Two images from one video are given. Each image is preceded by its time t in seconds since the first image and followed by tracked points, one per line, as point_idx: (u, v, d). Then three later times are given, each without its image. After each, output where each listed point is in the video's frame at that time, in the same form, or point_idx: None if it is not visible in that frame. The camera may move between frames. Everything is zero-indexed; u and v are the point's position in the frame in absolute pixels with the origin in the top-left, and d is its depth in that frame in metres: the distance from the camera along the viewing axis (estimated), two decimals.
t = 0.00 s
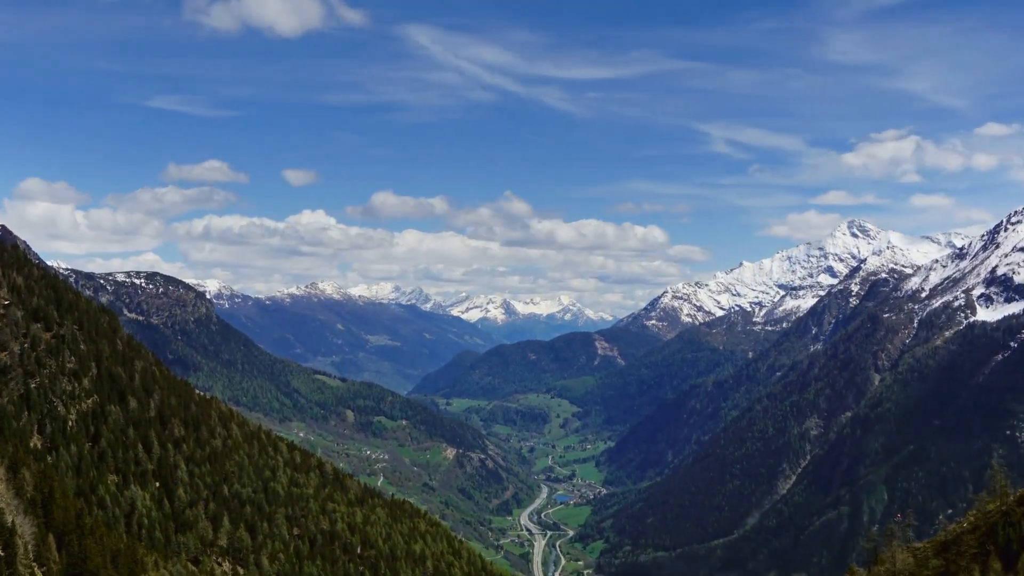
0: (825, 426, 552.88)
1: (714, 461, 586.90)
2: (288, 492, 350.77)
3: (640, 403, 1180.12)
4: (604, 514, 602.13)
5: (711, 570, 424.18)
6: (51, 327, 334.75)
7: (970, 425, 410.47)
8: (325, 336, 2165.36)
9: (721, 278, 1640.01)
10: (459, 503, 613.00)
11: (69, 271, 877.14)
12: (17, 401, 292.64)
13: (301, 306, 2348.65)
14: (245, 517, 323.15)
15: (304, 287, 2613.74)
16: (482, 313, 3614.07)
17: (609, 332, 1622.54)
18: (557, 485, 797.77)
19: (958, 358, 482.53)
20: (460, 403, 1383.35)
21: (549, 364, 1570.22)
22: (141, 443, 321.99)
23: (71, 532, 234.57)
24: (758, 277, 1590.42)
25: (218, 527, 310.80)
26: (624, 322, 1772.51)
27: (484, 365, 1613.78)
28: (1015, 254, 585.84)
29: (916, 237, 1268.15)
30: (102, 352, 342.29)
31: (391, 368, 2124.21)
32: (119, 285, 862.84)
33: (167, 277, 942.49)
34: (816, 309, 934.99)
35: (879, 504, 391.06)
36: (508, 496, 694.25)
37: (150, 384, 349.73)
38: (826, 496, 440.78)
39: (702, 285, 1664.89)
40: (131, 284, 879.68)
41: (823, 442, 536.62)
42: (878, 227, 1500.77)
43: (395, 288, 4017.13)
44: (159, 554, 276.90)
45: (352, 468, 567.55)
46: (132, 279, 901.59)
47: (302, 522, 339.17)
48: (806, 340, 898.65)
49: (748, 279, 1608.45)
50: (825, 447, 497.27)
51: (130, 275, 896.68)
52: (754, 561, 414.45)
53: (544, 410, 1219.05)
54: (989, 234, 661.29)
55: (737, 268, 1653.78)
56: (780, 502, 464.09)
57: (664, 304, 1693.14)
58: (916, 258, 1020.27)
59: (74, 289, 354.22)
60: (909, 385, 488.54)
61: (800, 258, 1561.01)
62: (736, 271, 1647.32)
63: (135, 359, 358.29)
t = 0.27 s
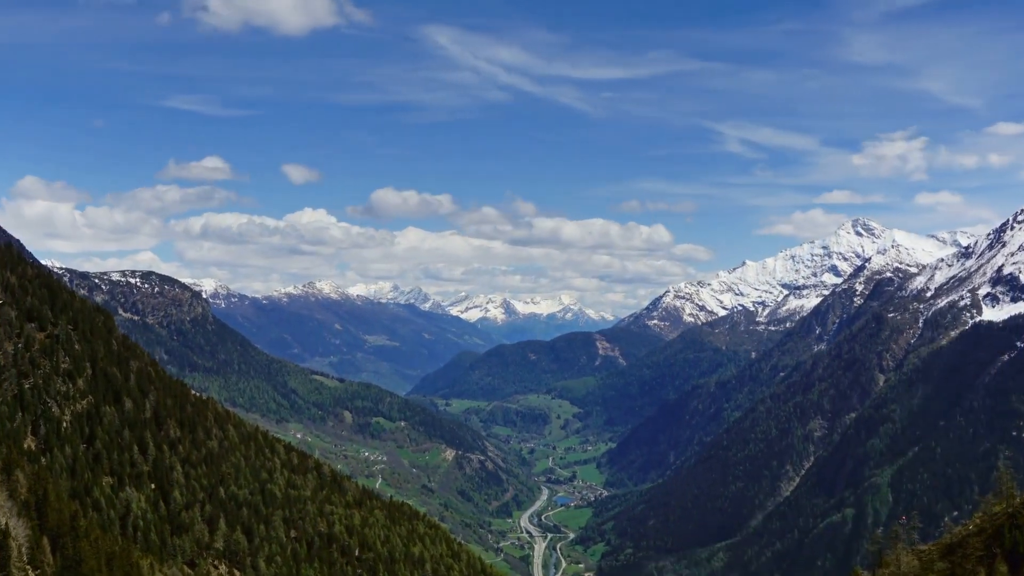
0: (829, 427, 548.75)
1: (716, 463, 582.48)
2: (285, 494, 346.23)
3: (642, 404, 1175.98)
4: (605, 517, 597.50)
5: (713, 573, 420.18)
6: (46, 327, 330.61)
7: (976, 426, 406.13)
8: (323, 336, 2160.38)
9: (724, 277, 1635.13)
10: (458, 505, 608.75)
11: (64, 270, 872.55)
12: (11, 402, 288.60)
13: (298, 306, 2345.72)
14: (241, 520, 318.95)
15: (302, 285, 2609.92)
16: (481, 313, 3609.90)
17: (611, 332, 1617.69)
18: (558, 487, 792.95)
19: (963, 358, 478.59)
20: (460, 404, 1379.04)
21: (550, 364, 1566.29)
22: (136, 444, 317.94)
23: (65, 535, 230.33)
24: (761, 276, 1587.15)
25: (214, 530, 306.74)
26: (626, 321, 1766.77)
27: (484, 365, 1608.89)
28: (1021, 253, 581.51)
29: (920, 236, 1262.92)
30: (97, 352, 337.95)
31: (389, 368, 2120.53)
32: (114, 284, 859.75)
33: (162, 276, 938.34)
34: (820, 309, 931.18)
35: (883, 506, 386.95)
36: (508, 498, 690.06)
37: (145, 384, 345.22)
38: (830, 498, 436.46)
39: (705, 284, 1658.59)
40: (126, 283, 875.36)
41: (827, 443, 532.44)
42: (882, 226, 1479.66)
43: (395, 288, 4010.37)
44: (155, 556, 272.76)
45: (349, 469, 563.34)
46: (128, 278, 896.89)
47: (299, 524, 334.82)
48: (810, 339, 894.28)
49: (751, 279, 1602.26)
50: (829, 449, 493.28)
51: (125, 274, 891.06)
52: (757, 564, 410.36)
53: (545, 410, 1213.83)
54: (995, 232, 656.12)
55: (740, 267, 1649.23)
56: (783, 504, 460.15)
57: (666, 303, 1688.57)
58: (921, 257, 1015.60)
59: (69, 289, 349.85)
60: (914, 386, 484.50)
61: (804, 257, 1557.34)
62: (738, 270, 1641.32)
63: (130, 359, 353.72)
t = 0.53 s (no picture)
0: (833, 428, 544.81)
1: (719, 465, 578.22)
2: (282, 496, 341.67)
3: (644, 404, 1171.66)
4: (607, 519, 593.12)
5: None
6: (40, 327, 326.35)
7: (982, 428, 401.78)
8: (320, 336, 2155.74)
9: (726, 276, 1630.47)
10: (458, 508, 604.16)
11: (57, 270, 866.40)
12: (4, 403, 284.52)
13: (296, 306, 2341.63)
14: (238, 522, 314.76)
15: (300, 285, 2605.41)
16: (481, 313, 3605.66)
17: (612, 332, 1612.54)
18: (558, 489, 788.14)
19: (970, 359, 474.76)
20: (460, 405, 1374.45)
21: (550, 364, 1561.89)
22: (132, 446, 313.85)
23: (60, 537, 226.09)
24: (764, 275, 1583.47)
25: (210, 533, 302.58)
26: (627, 321, 1761.03)
27: (484, 366, 1603.94)
28: None
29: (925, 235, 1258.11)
30: (92, 352, 333.64)
31: (388, 368, 2116.01)
32: (109, 284, 856.46)
33: (158, 275, 932.90)
34: (824, 308, 926.86)
35: (888, 509, 382.86)
36: (508, 500, 685.91)
37: (140, 385, 340.69)
38: (834, 500, 432.45)
39: (707, 284, 1653.50)
40: (121, 282, 869.81)
41: (831, 445, 528.25)
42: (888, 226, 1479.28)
43: (395, 287, 4004.17)
44: (150, 559, 268.76)
45: (347, 471, 559.09)
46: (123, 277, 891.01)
47: (296, 526, 330.53)
48: (814, 339, 890.00)
49: (753, 278, 1597.20)
50: (833, 450, 489.23)
51: (120, 274, 885.61)
52: (761, 567, 406.26)
53: (545, 411, 1208.71)
54: (1001, 231, 651.17)
55: (742, 266, 1645.20)
56: (787, 506, 456.14)
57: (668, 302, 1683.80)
58: (926, 257, 1011.69)
59: (63, 288, 345.41)
60: (919, 387, 480.28)
61: (807, 256, 1554.08)
62: (741, 269, 1637.06)
63: (126, 360, 349.37)
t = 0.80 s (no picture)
0: (837, 429, 540.94)
1: (721, 466, 574.36)
2: (279, 498, 337.50)
3: (646, 405, 1167.33)
4: (608, 521, 588.87)
5: None
6: (34, 327, 322.07)
7: (988, 429, 397.90)
8: (318, 336, 2151.17)
9: (729, 276, 1625.72)
10: (457, 510, 600.43)
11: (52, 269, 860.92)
12: None
13: (293, 306, 2338.89)
14: (235, 524, 310.82)
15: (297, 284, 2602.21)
16: (480, 313, 3602.64)
17: (614, 331, 1607.69)
18: (559, 491, 783.98)
19: (976, 359, 471.02)
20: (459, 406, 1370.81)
21: (551, 364, 1557.98)
22: (127, 447, 309.94)
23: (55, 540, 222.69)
24: (767, 274, 1579.88)
25: (207, 535, 298.83)
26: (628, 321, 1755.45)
27: (483, 366, 1600.15)
28: None
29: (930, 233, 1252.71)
30: (87, 352, 329.10)
31: (386, 368, 2112.55)
32: (104, 283, 849.61)
33: (154, 274, 927.65)
34: (828, 308, 923.23)
35: (893, 511, 378.86)
36: (508, 502, 681.98)
37: (136, 385, 336.17)
38: (838, 502, 428.49)
39: (709, 283, 1648.35)
40: (117, 281, 864.58)
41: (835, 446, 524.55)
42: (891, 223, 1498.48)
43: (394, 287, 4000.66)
44: (146, 562, 265.20)
45: (345, 473, 554.87)
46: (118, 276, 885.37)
47: (294, 528, 326.51)
48: (818, 339, 886.13)
49: (756, 277, 1592.43)
50: (837, 451, 485.70)
51: (115, 272, 878.15)
52: (763, 570, 402.67)
53: (545, 412, 1204.10)
54: (1007, 229, 646.92)
55: (745, 266, 1640.99)
56: (790, 508, 452.50)
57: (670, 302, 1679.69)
58: (931, 255, 1007.82)
59: (57, 287, 340.94)
60: (925, 387, 476.36)
61: (811, 255, 1550.09)
62: (744, 268, 1632.61)
63: (121, 360, 344.60)
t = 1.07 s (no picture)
0: (841, 431, 537.18)
1: (724, 468, 570.41)
2: (276, 500, 333.32)
3: (647, 406, 1163.08)
4: (609, 523, 584.83)
5: None
6: (28, 327, 318.07)
7: (994, 430, 393.74)
8: (315, 336, 2147.16)
9: (732, 275, 1621.70)
10: (456, 512, 596.22)
11: (46, 268, 856.25)
12: None
13: (291, 305, 2335.79)
14: (231, 527, 306.86)
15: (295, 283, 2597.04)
16: (480, 312, 3599.09)
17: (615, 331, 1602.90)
18: (559, 493, 780.10)
19: (982, 360, 466.94)
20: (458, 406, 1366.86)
21: (551, 364, 1553.84)
22: (122, 449, 306.00)
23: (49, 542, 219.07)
24: (770, 273, 1575.22)
25: (203, 537, 295.01)
26: (629, 321, 1750.25)
27: (483, 366, 1595.89)
28: None
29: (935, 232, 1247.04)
30: (82, 353, 325.16)
31: (384, 368, 2108.91)
32: (99, 283, 846.35)
33: (149, 273, 923.32)
34: (832, 307, 920.16)
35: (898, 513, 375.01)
36: (508, 504, 677.92)
37: (132, 386, 332.08)
38: (842, 504, 424.77)
39: (712, 282, 1643.41)
40: (112, 281, 860.85)
41: (839, 447, 520.81)
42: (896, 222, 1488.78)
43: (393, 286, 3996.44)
44: (141, 565, 261.47)
45: (343, 474, 550.65)
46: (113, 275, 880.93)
47: (291, 531, 322.50)
48: (822, 339, 882.15)
49: (759, 277, 1587.79)
50: (841, 453, 482.02)
51: (110, 272, 873.81)
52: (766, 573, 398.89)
53: (545, 413, 1199.82)
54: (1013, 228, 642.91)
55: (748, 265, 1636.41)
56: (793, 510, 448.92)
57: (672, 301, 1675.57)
58: (936, 255, 1004.19)
59: (52, 287, 336.77)
60: (930, 388, 472.59)
61: (815, 254, 1545.93)
62: (747, 267, 1627.92)
63: (116, 360, 340.70)
